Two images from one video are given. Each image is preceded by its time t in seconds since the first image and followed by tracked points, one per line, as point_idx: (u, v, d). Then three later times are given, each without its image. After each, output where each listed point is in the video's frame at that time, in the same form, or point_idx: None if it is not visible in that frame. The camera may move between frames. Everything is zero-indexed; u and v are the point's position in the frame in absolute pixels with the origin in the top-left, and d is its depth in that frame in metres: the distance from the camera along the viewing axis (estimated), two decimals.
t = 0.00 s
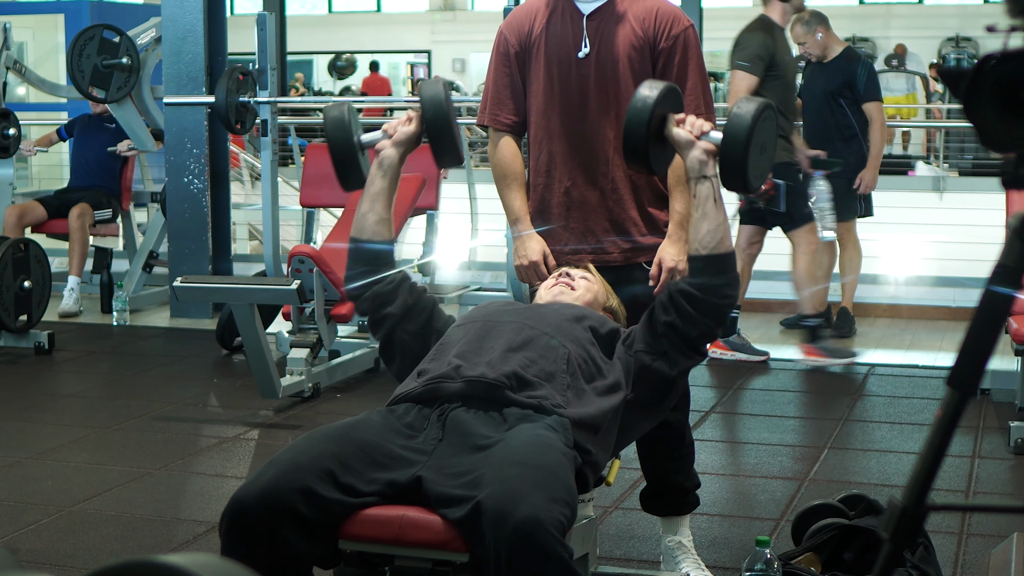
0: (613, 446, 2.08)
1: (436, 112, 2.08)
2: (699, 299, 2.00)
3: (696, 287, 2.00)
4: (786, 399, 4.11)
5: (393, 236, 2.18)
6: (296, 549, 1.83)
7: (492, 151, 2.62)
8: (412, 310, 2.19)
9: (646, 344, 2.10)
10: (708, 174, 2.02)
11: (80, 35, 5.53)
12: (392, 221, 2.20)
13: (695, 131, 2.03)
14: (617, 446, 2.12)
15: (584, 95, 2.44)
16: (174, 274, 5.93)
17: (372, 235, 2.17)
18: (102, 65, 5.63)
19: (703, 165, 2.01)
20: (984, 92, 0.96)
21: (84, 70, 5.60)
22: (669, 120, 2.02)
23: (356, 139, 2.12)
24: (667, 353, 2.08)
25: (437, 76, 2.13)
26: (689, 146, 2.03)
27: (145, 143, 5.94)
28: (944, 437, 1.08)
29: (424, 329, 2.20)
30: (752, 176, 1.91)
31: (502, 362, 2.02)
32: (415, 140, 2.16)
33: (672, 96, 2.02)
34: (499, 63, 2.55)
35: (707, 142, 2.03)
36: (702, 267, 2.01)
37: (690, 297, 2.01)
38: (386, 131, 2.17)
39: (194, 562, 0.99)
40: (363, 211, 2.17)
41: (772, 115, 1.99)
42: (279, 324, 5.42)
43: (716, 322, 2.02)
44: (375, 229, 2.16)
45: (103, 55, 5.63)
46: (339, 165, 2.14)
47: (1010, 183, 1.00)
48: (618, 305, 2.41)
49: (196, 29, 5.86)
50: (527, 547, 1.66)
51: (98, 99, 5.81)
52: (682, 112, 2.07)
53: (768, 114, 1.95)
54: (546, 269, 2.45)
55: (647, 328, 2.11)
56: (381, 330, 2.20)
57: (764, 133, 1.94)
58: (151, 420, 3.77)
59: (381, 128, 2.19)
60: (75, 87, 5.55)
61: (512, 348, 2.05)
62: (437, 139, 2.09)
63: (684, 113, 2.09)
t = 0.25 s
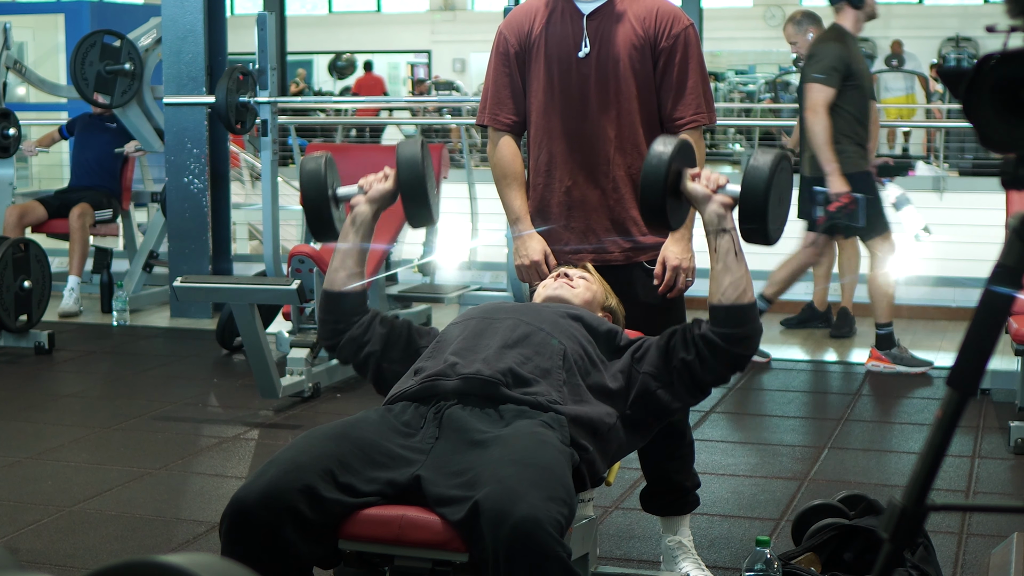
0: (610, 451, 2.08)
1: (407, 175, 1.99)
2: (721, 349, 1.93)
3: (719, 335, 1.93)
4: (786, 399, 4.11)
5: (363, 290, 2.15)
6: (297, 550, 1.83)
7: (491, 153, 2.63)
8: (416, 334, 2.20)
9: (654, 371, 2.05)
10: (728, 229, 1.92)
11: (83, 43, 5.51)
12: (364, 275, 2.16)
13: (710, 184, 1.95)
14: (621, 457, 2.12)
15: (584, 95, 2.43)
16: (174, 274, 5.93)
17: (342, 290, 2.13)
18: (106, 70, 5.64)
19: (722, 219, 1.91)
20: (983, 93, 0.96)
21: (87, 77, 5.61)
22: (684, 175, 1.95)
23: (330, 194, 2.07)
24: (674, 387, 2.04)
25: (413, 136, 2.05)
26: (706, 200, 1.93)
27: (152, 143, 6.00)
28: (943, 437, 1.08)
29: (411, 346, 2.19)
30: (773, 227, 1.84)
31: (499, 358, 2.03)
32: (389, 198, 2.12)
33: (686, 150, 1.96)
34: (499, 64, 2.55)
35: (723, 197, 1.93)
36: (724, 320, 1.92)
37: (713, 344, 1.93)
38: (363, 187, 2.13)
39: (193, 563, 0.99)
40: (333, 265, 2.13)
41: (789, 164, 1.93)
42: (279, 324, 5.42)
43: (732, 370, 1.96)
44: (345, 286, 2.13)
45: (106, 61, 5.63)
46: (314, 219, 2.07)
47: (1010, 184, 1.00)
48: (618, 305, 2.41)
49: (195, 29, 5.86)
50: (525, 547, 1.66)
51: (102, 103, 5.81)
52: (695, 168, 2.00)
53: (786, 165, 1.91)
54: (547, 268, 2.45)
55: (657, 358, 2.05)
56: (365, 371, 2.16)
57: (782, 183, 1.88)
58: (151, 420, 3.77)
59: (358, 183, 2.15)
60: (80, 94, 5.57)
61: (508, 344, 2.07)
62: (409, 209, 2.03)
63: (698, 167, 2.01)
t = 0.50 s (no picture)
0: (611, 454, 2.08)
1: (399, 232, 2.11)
2: (726, 392, 1.97)
3: (725, 378, 1.97)
4: (786, 399, 4.11)
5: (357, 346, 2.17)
6: (297, 550, 1.83)
7: (491, 151, 2.63)
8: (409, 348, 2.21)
9: (658, 394, 2.09)
10: (733, 277, 2.02)
11: (82, 45, 5.49)
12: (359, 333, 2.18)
13: (716, 233, 2.04)
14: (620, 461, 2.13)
15: (586, 94, 2.43)
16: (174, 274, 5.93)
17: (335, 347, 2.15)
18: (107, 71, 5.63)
19: (728, 268, 2.01)
20: (984, 94, 0.96)
21: (87, 79, 5.60)
22: (689, 225, 2.04)
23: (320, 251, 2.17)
24: (673, 412, 2.09)
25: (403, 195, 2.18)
26: (711, 249, 2.03)
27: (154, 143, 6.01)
28: (944, 438, 1.09)
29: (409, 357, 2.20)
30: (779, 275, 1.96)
31: (500, 359, 2.04)
32: (379, 256, 2.17)
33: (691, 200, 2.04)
34: (499, 63, 2.55)
35: (729, 245, 2.03)
36: (730, 365, 1.97)
37: (719, 386, 1.98)
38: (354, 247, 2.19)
39: (193, 563, 0.99)
40: (327, 323, 2.16)
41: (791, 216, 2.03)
42: (279, 324, 5.42)
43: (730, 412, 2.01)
44: (339, 344, 2.15)
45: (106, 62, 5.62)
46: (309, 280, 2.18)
47: (1010, 184, 1.00)
48: (617, 305, 2.42)
49: (196, 29, 5.86)
50: (526, 547, 1.66)
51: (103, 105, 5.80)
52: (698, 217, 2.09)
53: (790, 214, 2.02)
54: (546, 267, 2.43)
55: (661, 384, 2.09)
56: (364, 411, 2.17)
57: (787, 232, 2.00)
58: (151, 421, 3.77)
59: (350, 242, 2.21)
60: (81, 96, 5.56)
61: (509, 344, 2.07)
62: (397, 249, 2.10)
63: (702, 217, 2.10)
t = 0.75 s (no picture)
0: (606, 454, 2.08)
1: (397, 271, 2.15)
2: (722, 421, 2.02)
3: (721, 408, 2.02)
4: (786, 399, 4.11)
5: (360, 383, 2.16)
6: (295, 549, 1.83)
7: (493, 151, 2.64)
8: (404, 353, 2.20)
9: (654, 409, 2.13)
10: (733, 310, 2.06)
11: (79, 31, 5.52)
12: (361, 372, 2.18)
13: (716, 266, 2.14)
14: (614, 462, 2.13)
15: (587, 94, 2.44)
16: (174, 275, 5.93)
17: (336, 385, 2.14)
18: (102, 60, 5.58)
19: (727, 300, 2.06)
20: (983, 94, 0.96)
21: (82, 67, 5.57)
22: (691, 257, 2.13)
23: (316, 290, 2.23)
24: (666, 428, 2.14)
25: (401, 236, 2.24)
26: (712, 281, 2.12)
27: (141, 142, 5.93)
28: (945, 438, 1.08)
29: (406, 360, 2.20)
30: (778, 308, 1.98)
31: (498, 358, 2.04)
32: (377, 293, 2.20)
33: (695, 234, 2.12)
34: (500, 62, 2.55)
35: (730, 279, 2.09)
36: (727, 395, 2.03)
37: (716, 415, 2.03)
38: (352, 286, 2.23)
39: (192, 563, 0.99)
40: (329, 362, 2.16)
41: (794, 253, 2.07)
42: (279, 324, 5.42)
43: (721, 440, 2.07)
44: (342, 382, 2.14)
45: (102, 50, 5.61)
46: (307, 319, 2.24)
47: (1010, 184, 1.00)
48: (616, 304, 2.42)
49: (195, 29, 5.86)
50: (526, 546, 1.66)
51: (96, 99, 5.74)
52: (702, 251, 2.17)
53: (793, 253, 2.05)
54: (546, 267, 2.44)
55: (658, 400, 2.13)
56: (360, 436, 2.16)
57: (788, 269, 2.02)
58: (151, 421, 3.77)
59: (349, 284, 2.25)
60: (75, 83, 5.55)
61: (507, 343, 2.07)
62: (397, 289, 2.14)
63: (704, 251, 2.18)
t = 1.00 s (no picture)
0: (606, 453, 2.09)
1: (400, 290, 2.14)
2: (716, 445, 2.05)
3: (715, 434, 2.05)
4: (788, 399, 4.11)
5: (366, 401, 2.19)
6: (295, 548, 1.83)
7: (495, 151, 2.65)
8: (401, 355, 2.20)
9: (652, 423, 2.13)
10: (730, 340, 2.08)
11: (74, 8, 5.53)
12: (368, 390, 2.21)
13: (716, 294, 2.10)
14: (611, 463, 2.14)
15: (584, 95, 2.44)
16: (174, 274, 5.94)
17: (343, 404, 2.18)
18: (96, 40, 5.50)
19: (726, 331, 2.06)
20: (984, 95, 0.96)
21: (74, 43, 5.59)
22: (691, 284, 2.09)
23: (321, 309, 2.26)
24: (660, 441, 2.15)
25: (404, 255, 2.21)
26: (711, 310, 2.09)
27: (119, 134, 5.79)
28: (944, 438, 1.08)
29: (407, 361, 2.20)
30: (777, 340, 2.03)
31: (498, 358, 2.04)
32: (381, 313, 2.22)
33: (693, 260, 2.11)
34: (500, 63, 2.56)
35: (728, 307, 2.08)
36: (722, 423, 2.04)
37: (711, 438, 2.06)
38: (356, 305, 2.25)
39: (193, 562, 1.00)
40: (336, 382, 2.20)
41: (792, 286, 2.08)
42: (279, 324, 5.42)
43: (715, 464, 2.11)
44: (351, 400, 2.18)
45: (97, 31, 5.61)
46: (311, 337, 2.26)
47: (1010, 184, 1.00)
48: (617, 304, 2.41)
49: (195, 29, 5.86)
50: (527, 546, 1.66)
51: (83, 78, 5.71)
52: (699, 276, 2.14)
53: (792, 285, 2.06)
54: (544, 267, 2.45)
55: (657, 411, 2.13)
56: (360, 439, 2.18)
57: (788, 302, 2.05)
58: (150, 421, 3.77)
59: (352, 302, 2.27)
60: (64, 57, 5.54)
61: (506, 343, 2.08)
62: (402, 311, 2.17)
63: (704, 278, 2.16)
